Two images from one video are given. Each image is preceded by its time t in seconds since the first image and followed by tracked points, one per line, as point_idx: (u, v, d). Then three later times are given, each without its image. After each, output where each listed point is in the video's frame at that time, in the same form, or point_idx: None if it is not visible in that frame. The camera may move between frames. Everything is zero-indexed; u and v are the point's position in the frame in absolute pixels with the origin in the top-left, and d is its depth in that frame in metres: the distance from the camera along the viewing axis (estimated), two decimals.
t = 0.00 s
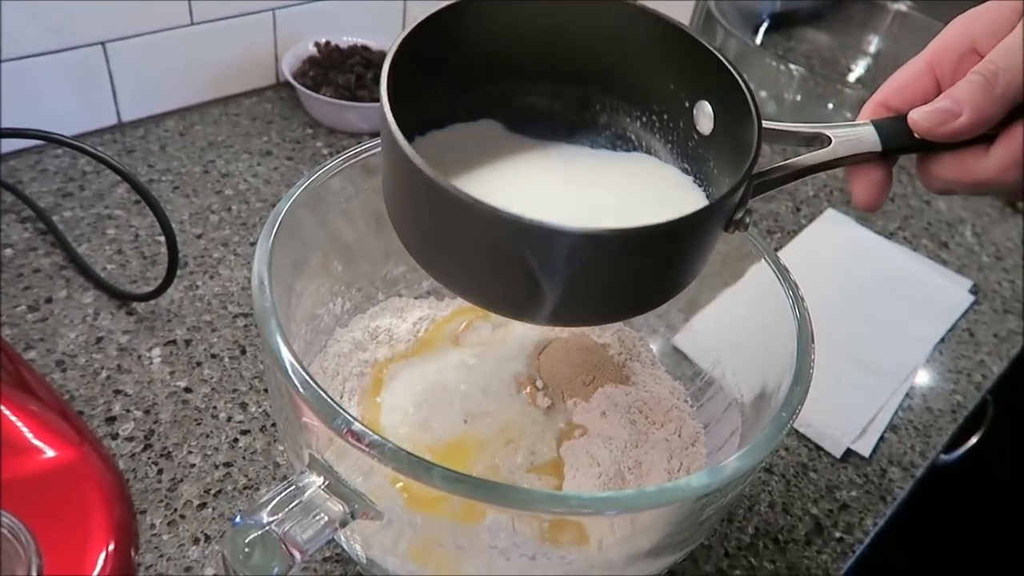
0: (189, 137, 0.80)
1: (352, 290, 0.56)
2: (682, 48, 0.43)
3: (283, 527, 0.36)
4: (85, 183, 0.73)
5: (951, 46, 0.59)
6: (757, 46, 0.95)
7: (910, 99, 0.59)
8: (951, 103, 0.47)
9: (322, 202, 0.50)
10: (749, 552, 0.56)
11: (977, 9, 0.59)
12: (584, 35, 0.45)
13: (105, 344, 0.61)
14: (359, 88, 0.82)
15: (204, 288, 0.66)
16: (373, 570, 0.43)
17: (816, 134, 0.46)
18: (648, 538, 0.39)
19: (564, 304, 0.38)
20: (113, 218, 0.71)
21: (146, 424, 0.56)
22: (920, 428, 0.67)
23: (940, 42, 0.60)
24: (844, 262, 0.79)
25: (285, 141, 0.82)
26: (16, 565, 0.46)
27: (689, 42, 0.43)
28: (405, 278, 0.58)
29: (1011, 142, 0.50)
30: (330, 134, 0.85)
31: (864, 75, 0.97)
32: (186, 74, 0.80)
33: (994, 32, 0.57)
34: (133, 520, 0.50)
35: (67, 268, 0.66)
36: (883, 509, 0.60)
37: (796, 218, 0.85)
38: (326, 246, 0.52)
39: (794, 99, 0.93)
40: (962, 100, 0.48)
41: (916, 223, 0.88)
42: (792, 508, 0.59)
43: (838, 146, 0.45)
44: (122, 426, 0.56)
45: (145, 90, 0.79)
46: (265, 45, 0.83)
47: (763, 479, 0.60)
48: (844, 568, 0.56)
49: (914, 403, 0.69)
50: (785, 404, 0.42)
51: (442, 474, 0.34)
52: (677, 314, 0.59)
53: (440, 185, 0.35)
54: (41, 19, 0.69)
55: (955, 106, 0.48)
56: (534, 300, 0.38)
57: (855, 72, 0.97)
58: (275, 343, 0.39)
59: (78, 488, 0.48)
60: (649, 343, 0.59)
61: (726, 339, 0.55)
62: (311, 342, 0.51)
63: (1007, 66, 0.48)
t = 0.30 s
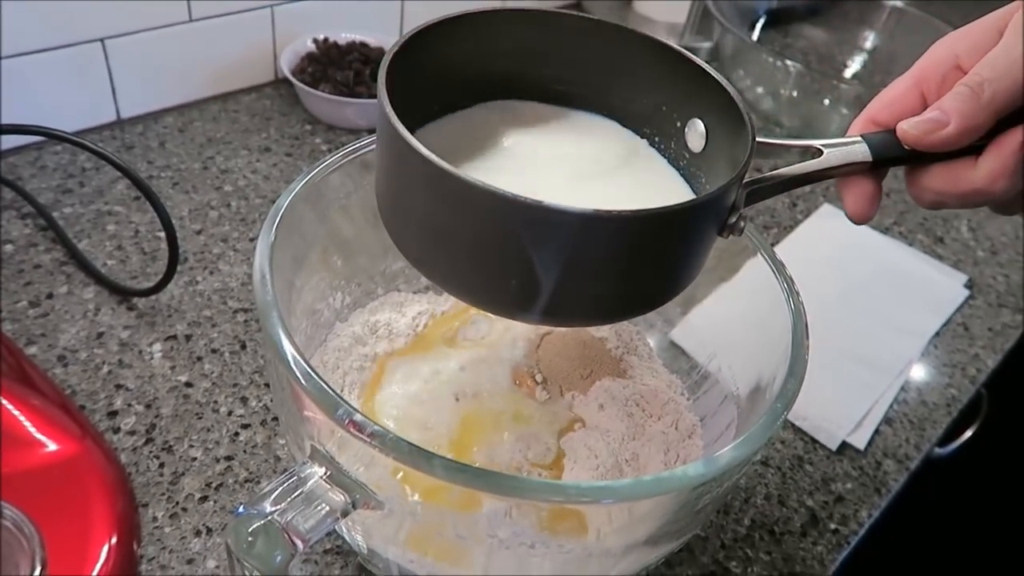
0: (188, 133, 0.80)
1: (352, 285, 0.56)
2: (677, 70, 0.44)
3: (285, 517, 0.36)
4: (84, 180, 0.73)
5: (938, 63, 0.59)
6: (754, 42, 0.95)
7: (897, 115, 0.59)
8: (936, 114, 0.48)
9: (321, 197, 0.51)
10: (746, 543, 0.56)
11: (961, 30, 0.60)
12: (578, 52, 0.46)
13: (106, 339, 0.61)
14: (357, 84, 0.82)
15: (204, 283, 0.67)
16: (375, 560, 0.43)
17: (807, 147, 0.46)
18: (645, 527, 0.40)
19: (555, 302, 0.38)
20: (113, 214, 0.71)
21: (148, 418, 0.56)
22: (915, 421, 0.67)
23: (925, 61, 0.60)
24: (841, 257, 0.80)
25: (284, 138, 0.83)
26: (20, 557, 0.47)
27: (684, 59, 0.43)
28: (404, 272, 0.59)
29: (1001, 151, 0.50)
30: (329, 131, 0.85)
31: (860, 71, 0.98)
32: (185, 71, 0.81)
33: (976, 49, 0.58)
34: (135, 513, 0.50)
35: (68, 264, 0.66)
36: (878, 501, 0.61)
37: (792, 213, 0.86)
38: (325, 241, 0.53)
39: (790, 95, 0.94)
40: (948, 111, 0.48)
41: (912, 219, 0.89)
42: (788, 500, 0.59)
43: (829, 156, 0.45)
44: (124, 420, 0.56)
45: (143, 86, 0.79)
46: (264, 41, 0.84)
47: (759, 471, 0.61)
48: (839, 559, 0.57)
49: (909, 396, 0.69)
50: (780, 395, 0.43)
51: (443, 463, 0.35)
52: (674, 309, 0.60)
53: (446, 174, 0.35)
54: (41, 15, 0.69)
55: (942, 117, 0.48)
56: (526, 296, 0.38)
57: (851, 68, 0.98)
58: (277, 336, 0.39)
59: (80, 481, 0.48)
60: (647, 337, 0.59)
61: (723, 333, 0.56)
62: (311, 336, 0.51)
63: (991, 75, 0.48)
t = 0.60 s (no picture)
0: (189, 131, 0.81)
1: (352, 281, 0.57)
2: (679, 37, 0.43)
3: (289, 505, 0.37)
4: (86, 178, 0.74)
5: (938, 39, 0.60)
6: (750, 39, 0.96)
7: (897, 88, 0.60)
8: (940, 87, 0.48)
9: (321, 193, 0.51)
10: (741, 534, 0.57)
11: (961, 10, 0.61)
12: (582, 26, 0.45)
13: (109, 336, 0.62)
14: (356, 83, 0.82)
15: (206, 280, 0.67)
16: (376, 549, 0.44)
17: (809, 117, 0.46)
18: (641, 515, 0.40)
19: (558, 260, 0.38)
20: (115, 212, 0.72)
21: (151, 413, 0.57)
22: (909, 414, 0.68)
23: (925, 39, 0.62)
24: (836, 253, 0.81)
25: (283, 136, 0.83)
26: (26, 549, 0.47)
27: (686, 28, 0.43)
28: (403, 268, 0.61)
29: (995, 129, 0.52)
30: (328, 129, 0.86)
31: (855, 68, 0.99)
32: (185, 70, 0.81)
33: (977, 27, 0.59)
34: (139, 505, 0.51)
35: (70, 261, 0.67)
36: (872, 493, 0.62)
37: (788, 209, 0.87)
38: (326, 237, 0.54)
39: (786, 92, 0.94)
40: (951, 86, 0.49)
41: (906, 214, 0.90)
42: (783, 491, 0.60)
43: (830, 125, 0.45)
44: (127, 415, 0.57)
45: (144, 85, 0.80)
46: (263, 40, 0.84)
47: (754, 463, 0.62)
48: (833, 549, 0.58)
49: (902, 389, 0.70)
50: (774, 385, 0.43)
51: (444, 451, 0.36)
52: (670, 303, 0.61)
53: (462, 121, 0.35)
54: (43, 15, 0.70)
55: (943, 90, 0.49)
56: (532, 250, 0.37)
57: (846, 66, 0.99)
58: (280, 330, 0.40)
59: (84, 475, 0.49)
60: (643, 332, 0.60)
61: (719, 326, 0.56)
62: (313, 331, 0.52)
63: (993, 53, 0.50)
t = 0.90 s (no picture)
0: (188, 130, 0.81)
1: (352, 277, 0.58)
2: None
3: (290, 496, 0.38)
4: (87, 176, 0.75)
5: None
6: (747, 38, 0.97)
7: None
8: None
9: (321, 190, 0.52)
10: (738, 527, 0.57)
11: None
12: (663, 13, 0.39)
13: (110, 333, 0.62)
14: (355, 81, 0.83)
15: (206, 278, 0.68)
16: (376, 541, 0.45)
17: None
18: (638, 505, 0.41)
19: (710, 132, 0.43)
20: (116, 210, 0.72)
21: (152, 409, 0.57)
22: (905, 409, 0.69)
23: None
24: (831, 250, 0.81)
25: (283, 135, 0.84)
26: (28, 544, 0.47)
27: None
28: (402, 265, 0.61)
29: None
30: (327, 128, 0.86)
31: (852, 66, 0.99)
32: (185, 69, 0.82)
33: None
34: (141, 500, 0.52)
35: (71, 259, 0.67)
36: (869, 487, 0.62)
37: (784, 207, 0.87)
38: (325, 234, 0.54)
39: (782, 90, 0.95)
40: None
41: (903, 211, 0.90)
42: (780, 485, 0.61)
43: None
44: (129, 411, 0.57)
45: (143, 84, 0.80)
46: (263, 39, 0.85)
47: (751, 458, 0.62)
48: (830, 542, 0.58)
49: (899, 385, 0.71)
50: (769, 377, 0.44)
51: (443, 442, 0.36)
52: (667, 299, 0.61)
53: None
54: (44, 15, 0.70)
55: None
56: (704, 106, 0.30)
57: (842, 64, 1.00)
58: (281, 324, 0.40)
59: (87, 470, 0.50)
60: (639, 328, 0.61)
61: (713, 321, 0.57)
62: (313, 326, 0.52)
63: None
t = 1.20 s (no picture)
0: (187, 129, 0.82)
1: (350, 274, 0.58)
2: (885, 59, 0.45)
3: (288, 491, 0.38)
4: (86, 176, 0.75)
5: None
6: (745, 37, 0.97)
7: None
8: None
9: (319, 187, 0.52)
10: (735, 524, 0.58)
11: None
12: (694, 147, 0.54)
13: (109, 331, 0.62)
14: (353, 81, 0.83)
15: (204, 276, 0.68)
16: (374, 537, 0.45)
17: None
18: (635, 498, 0.41)
19: None
20: (115, 209, 0.72)
21: (151, 407, 0.58)
22: (901, 406, 0.69)
23: None
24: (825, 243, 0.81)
25: (281, 134, 0.84)
26: (30, 538, 0.51)
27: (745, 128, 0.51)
28: (400, 262, 0.61)
29: None
30: (326, 127, 0.86)
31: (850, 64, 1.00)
32: (185, 68, 0.82)
33: None
34: (140, 497, 0.52)
35: (70, 258, 0.67)
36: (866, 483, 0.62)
37: (782, 205, 0.87)
38: (323, 232, 0.54)
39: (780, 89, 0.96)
40: None
41: (900, 210, 0.90)
42: (777, 482, 0.61)
43: None
44: (128, 409, 0.57)
45: (143, 84, 0.80)
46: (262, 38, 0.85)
47: (749, 454, 0.62)
48: (826, 539, 0.58)
49: (895, 382, 0.71)
50: (765, 372, 0.44)
51: (441, 437, 0.36)
52: (664, 296, 0.62)
53: None
54: (43, 15, 0.70)
55: None
56: None
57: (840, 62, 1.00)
58: (279, 321, 0.41)
59: (86, 466, 0.51)
60: (636, 324, 0.61)
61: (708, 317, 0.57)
62: (311, 323, 0.52)
63: None
